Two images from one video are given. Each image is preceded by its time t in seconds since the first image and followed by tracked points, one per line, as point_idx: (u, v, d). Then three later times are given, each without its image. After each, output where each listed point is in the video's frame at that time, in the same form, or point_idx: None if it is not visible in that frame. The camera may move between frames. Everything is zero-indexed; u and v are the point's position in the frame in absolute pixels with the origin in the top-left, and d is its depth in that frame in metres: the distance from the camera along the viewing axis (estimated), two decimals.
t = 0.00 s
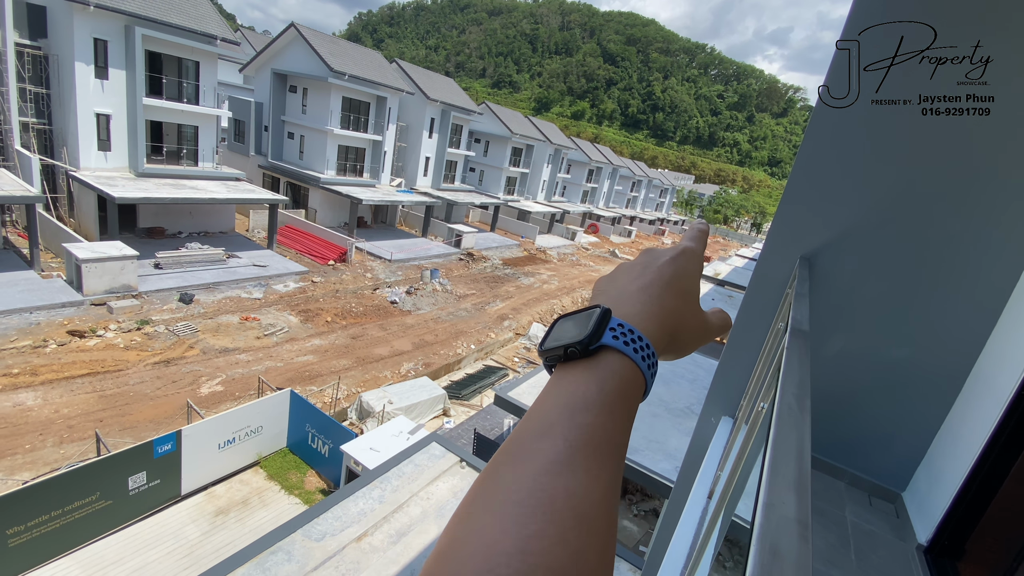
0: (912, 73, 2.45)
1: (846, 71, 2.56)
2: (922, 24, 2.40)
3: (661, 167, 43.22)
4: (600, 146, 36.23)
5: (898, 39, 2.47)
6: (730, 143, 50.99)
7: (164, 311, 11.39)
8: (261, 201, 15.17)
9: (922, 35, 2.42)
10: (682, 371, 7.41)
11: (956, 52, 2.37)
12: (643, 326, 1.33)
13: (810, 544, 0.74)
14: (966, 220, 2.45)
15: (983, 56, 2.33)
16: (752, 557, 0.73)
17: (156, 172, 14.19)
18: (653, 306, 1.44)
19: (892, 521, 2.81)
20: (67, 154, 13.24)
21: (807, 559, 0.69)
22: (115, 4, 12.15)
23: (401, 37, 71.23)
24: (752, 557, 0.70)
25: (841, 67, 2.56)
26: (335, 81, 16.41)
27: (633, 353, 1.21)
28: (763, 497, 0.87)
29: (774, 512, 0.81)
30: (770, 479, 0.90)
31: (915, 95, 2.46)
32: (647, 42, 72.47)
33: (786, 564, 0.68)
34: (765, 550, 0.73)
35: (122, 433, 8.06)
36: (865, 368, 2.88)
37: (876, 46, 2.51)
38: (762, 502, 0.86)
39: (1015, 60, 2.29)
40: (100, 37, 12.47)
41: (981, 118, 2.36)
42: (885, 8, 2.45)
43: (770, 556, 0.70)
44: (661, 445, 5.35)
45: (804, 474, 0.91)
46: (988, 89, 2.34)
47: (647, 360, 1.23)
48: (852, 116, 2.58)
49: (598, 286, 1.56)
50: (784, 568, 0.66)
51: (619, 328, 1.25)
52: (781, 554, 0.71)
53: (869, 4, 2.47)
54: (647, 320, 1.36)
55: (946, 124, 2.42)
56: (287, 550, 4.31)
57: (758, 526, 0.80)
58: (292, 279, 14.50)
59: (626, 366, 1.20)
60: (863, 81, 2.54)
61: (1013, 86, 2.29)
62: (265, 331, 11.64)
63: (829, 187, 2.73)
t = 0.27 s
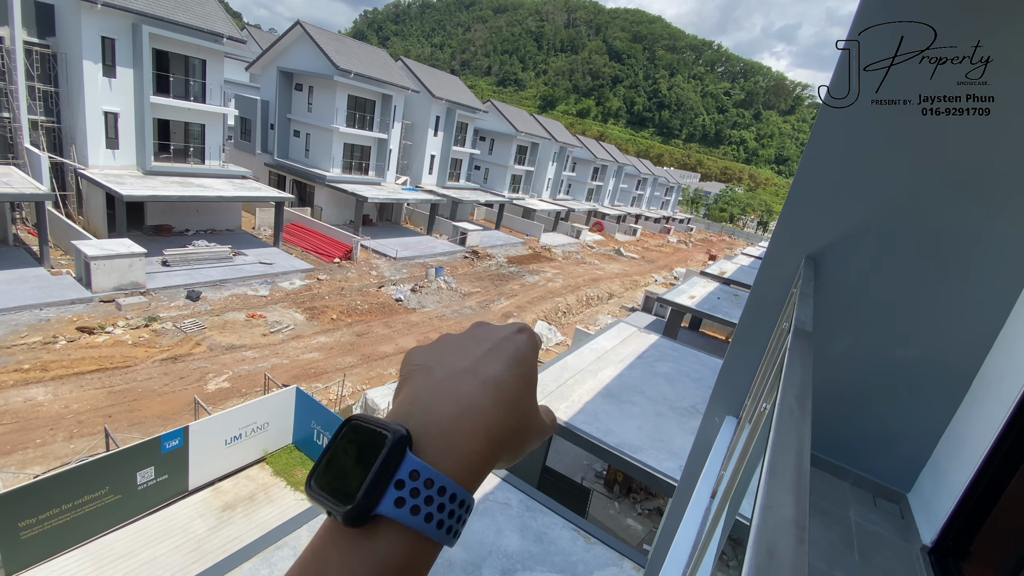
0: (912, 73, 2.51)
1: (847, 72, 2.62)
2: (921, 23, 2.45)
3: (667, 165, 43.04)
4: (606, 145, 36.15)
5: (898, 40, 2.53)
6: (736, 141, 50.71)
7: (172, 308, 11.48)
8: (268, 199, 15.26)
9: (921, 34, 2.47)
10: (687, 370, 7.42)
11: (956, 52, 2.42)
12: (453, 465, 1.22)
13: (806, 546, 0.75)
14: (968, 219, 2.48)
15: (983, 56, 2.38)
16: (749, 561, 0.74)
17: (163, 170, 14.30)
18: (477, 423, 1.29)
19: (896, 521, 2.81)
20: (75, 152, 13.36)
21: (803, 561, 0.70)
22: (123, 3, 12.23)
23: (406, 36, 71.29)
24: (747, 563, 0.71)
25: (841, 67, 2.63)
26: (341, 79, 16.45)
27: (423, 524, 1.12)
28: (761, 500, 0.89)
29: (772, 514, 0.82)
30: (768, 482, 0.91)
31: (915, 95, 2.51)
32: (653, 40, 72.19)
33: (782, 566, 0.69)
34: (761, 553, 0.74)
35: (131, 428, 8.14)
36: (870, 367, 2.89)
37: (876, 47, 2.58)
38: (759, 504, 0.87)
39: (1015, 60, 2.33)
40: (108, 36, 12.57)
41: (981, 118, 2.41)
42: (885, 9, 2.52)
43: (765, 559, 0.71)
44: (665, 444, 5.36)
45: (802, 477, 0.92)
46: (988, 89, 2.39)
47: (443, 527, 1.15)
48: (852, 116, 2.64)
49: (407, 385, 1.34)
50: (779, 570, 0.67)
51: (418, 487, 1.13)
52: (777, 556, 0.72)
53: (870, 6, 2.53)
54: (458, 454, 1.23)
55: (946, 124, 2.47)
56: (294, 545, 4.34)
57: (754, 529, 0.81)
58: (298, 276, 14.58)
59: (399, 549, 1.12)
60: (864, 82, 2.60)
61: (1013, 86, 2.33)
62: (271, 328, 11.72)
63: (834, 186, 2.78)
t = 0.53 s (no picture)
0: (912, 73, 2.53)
1: (847, 72, 2.65)
2: (921, 24, 2.47)
3: (673, 161, 42.74)
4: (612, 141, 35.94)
5: (898, 40, 2.55)
6: (743, 137, 50.24)
7: (178, 305, 11.53)
8: (273, 195, 15.28)
9: (921, 34, 2.49)
10: (693, 367, 7.36)
11: (956, 52, 2.43)
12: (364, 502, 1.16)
13: (813, 552, 0.70)
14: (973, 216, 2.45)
15: (983, 56, 2.38)
16: (751, 566, 0.70)
17: (169, 167, 14.35)
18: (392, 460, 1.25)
19: (903, 520, 2.75)
20: (82, 149, 13.42)
21: (806, 566, 0.66)
22: None
23: (411, 32, 71.19)
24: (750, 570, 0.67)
25: (842, 67, 2.66)
26: (346, 76, 16.40)
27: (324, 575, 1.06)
28: (765, 503, 0.85)
29: (775, 518, 0.79)
30: (771, 486, 0.87)
31: (914, 95, 2.53)
32: (659, 34, 71.63)
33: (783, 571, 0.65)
34: (765, 559, 0.70)
35: (137, 424, 8.19)
36: (875, 367, 2.84)
37: (876, 47, 2.61)
38: (762, 508, 0.83)
39: (1016, 59, 2.33)
40: (114, 33, 12.61)
41: (981, 118, 2.40)
42: (886, 10, 2.54)
43: (768, 567, 0.67)
44: (671, 442, 5.31)
45: (808, 481, 0.88)
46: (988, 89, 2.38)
47: None
48: (851, 116, 2.68)
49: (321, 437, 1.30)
50: None
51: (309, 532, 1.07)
52: (781, 562, 0.68)
53: (870, 6, 2.56)
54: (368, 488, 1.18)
55: (947, 123, 2.47)
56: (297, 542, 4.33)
57: (757, 534, 0.77)
58: (304, 273, 14.61)
59: None
60: (863, 82, 2.63)
61: (1015, 84, 2.33)
62: (277, 324, 11.74)
63: (838, 183, 2.79)
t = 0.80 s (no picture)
0: (912, 73, 2.52)
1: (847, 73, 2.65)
2: (922, 24, 2.46)
3: (678, 157, 42.55)
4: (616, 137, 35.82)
5: (898, 40, 2.55)
6: (748, 132, 49.92)
7: (184, 302, 11.60)
8: (278, 193, 15.32)
9: (921, 34, 2.48)
10: (697, 365, 7.35)
11: (956, 52, 2.42)
12: (529, 379, 1.30)
13: (819, 551, 0.71)
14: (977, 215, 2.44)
15: (983, 56, 2.37)
16: (757, 565, 0.71)
17: (175, 165, 14.40)
18: (545, 345, 1.39)
19: (909, 518, 2.75)
20: (88, 148, 13.49)
21: (812, 565, 0.67)
22: None
23: (415, 29, 71.05)
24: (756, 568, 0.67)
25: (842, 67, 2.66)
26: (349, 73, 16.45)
27: (507, 424, 1.19)
28: (769, 503, 0.85)
29: (781, 517, 0.79)
30: (778, 485, 0.87)
31: (914, 95, 2.53)
32: (663, 30, 71.22)
33: (790, 570, 0.65)
34: (770, 559, 0.70)
35: (145, 420, 8.25)
36: (882, 365, 2.83)
37: (876, 47, 2.60)
38: (769, 508, 0.83)
39: (1015, 59, 2.32)
40: (119, 32, 12.65)
41: (981, 118, 2.39)
42: (887, 9, 2.53)
43: (773, 566, 0.67)
44: (675, 439, 5.31)
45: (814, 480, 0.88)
46: (988, 89, 2.37)
47: (518, 436, 1.19)
48: (853, 116, 2.67)
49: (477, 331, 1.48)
50: None
51: (491, 384, 1.22)
52: (786, 561, 0.68)
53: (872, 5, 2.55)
54: (530, 367, 1.33)
55: (947, 123, 2.47)
56: (303, 537, 4.35)
57: (762, 535, 0.76)
58: (308, 270, 14.65)
59: (486, 437, 1.18)
60: (863, 82, 2.63)
61: (1015, 84, 2.31)
62: (282, 322, 11.79)
63: (843, 182, 2.77)
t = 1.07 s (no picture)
0: (911, 74, 2.51)
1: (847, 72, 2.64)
2: (922, 24, 2.44)
3: (681, 154, 42.40)
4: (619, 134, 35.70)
5: (898, 40, 2.53)
6: (752, 129, 49.67)
7: (187, 300, 11.62)
8: (280, 191, 15.33)
9: (921, 34, 2.46)
10: (700, 362, 7.31)
11: (956, 52, 2.40)
12: (614, 335, 1.28)
13: (824, 555, 0.69)
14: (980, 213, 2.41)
15: (983, 56, 2.34)
16: (762, 568, 0.69)
17: (177, 163, 14.42)
18: (625, 306, 1.37)
19: (913, 517, 2.73)
20: (91, 146, 13.53)
21: (818, 569, 0.65)
22: None
23: (417, 26, 70.90)
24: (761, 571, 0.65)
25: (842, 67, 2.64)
26: (351, 71, 16.43)
27: (595, 373, 1.17)
28: (775, 504, 0.83)
29: (785, 520, 0.77)
30: (783, 486, 0.85)
31: (914, 95, 2.51)
32: (666, 27, 70.88)
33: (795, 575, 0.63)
34: (774, 561, 0.69)
35: (148, 418, 8.28)
36: (886, 363, 2.81)
37: (876, 46, 2.59)
38: (772, 510, 0.81)
39: (1016, 58, 2.29)
40: (121, 30, 12.65)
41: (981, 118, 2.37)
42: (886, 9, 2.51)
43: (778, 568, 0.66)
44: (677, 436, 5.30)
45: (817, 481, 0.86)
46: (988, 89, 2.35)
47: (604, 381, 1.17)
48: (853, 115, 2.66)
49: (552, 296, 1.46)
50: None
51: (581, 336, 1.20)
52: (791, 564, 0.67)
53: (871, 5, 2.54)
54: (613, 325, 1.30)
55: (947, 123, 2.44)
56: (306, 535, 4.35)
57: (767, 537, 0.75)
58: (311, 269, 14.66)
59: (579, 383, 1.15)
60: (863, 82, 2.62)
61: (1015, 84, 2.28)
62: (284, 320, 11.81)
63: (844, 180, 2.75)
